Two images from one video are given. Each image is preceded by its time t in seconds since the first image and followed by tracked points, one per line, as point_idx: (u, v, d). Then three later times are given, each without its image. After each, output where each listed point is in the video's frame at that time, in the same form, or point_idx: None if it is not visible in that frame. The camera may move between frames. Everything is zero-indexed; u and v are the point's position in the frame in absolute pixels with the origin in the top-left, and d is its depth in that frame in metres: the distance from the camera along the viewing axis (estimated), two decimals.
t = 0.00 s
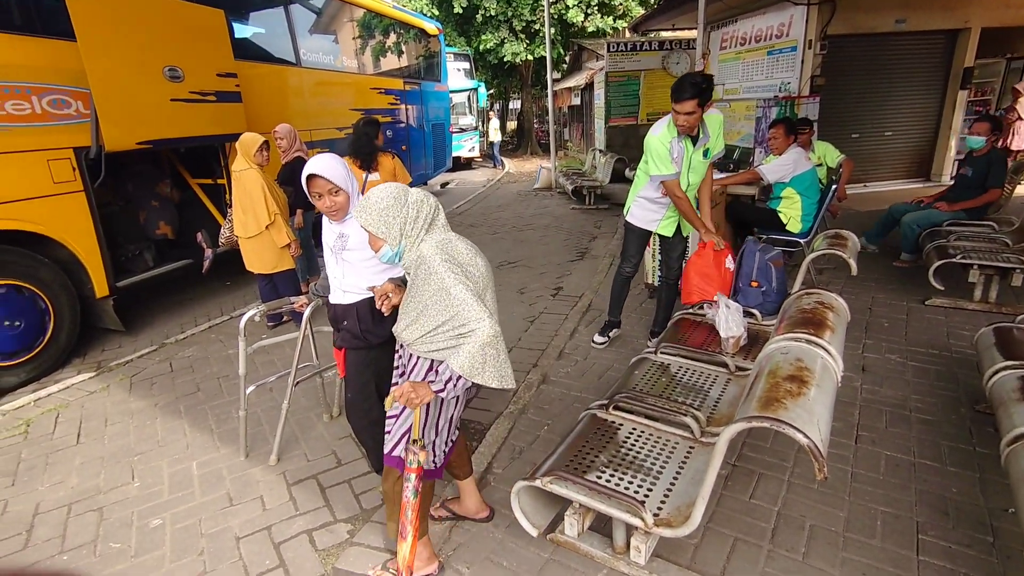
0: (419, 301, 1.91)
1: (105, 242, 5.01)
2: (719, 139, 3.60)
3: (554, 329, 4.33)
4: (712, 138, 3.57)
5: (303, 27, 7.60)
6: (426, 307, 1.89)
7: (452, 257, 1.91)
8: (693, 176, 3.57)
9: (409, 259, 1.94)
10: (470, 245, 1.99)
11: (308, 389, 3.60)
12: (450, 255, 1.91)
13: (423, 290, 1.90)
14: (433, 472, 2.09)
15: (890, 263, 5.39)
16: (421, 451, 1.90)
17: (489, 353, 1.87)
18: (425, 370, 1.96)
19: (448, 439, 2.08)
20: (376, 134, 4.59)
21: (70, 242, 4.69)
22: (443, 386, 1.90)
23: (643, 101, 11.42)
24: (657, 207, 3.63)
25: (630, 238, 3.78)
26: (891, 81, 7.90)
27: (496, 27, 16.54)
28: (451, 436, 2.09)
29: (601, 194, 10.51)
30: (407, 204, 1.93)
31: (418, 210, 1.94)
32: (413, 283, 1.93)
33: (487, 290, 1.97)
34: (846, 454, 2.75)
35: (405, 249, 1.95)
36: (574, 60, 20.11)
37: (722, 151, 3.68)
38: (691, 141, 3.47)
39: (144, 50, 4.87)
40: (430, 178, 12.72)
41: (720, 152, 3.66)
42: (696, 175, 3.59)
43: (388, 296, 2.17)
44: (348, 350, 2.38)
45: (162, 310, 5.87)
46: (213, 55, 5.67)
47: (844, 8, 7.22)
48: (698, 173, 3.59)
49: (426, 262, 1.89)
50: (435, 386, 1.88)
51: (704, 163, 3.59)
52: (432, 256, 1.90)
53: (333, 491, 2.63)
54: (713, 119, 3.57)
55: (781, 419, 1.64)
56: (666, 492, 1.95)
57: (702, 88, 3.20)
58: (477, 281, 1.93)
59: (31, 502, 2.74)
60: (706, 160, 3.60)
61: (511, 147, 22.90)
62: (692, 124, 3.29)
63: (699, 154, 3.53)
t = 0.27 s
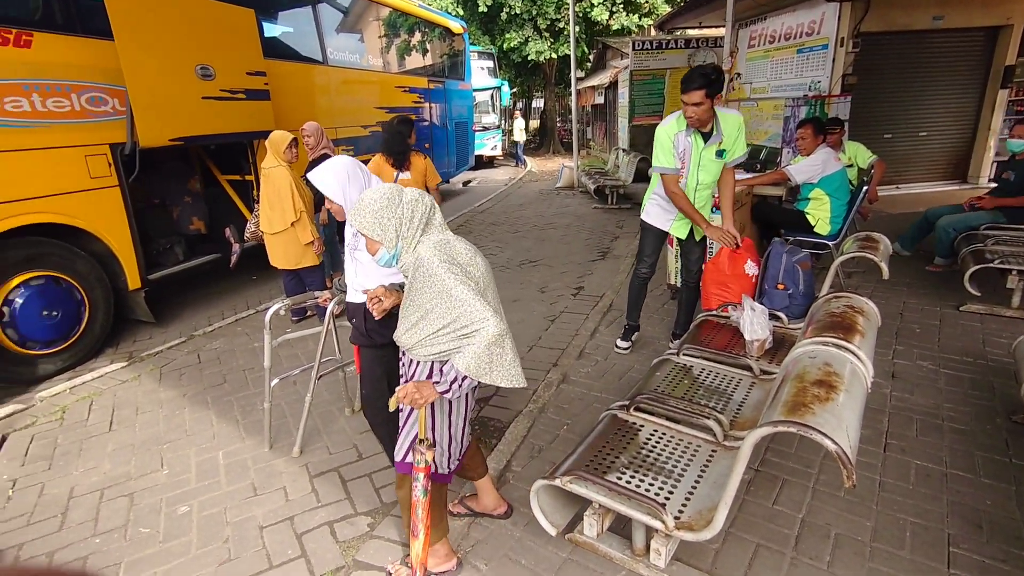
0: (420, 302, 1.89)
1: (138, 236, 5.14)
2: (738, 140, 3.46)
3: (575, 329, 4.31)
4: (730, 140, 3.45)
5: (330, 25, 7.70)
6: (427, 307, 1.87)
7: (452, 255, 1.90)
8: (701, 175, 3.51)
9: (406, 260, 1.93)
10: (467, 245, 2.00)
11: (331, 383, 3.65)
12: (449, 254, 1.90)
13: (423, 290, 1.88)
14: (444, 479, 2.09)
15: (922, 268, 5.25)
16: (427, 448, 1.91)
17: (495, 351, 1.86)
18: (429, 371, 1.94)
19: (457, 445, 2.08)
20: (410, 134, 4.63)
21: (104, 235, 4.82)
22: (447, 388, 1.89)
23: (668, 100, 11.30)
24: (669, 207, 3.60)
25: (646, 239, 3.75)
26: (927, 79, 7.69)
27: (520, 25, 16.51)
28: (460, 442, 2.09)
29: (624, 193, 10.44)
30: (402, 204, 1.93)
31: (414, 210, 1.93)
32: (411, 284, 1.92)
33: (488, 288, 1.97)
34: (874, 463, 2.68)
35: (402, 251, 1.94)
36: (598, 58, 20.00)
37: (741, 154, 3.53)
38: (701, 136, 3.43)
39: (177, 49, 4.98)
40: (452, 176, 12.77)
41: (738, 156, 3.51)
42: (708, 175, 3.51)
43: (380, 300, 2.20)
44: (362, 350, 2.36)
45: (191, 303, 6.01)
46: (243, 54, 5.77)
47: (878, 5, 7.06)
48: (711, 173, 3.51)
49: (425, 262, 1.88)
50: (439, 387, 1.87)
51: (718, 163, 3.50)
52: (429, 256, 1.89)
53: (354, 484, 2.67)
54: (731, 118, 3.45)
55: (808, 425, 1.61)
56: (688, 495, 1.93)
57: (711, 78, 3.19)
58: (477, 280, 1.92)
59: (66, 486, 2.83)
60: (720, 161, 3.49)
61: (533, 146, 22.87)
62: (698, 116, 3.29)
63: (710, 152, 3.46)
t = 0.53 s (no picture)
0: (421, 306, 1.86)
1: (177, 229, 5.30)
2: (745, 137, 3.37)
3: (602, 329, 4.28)
4: (738, 136, 3.37)
5: (364, 25, 7.81)
6: (428, 311, 1.85)
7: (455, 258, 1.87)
8: (702, 170, 3.43)
9: (410, 263, 1.91)
10: (473, 246, 1.96)
11: (359, 377, 3.71)
12: (453, 256, 1.87)
13: (423, 294, 1.85)
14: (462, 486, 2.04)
15: (966, 274, 5.06)
16: (419, 433, 1.89)
17: (497, 357, 1.83)
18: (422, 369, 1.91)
19: (471, 448, 2.03)
20: (441, 131, 4.66)
21: (146, 229, 4.99)
22: (436, 382, 1.86)
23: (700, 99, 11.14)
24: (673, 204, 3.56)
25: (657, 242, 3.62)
26: (974, 78, 7.42)
27: (551, 24, 16.45)
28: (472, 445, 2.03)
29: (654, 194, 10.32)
30: (405, 205, 1.91)
31: (417, 211, 1.91)
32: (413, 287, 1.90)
33: (492, 291, 1.93)
34: (912, 475, 2.60)
35: (406, 252, 1.92)
36: (629, 57, 19.83)
37: (750, 152, 3.43)
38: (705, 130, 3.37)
39: (217, 48, 5.12)
40: (481, 174, 12.82)
41: (747, 153, 3.42)
42: (711, 170, 3.42)
43: (385, 297, 2.14)
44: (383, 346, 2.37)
45: (226, 296, 6.17)
46: (280, 53, 5.90)
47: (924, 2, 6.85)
48: (714, 168, 3.42)
49: (427, 265, 1.85)
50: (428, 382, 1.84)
51: (722, 159, 3.40)
52: (433, 259, 1.86)
53: (381, 477, 2.70)
54: (737, 112, 3.36)
55: (846, 434, 1.56)
56: (716, 500, 1.90)
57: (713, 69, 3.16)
58: (481, 283, 1.89)
59: (108, 468, 2.94)
60: (726, 157, 3.40)
61: (561, 145, 22.78)
62: (696, 106, 3.24)
63: (713, 146, 3.38)
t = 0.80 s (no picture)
0: (427, 311, 1.89)
1: (221, 223, 5.47)
2: (741, 133, 3.27)
3: (635, 330, 4.24)
4: (735, 132, 3.26)
5: (401, 24, 7.91)
6: (433, 318, 1.87)
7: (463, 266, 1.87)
8: (693, 166, 3.33)
9: (421, 267, 1.93)
10: (485, 252, 1.95)
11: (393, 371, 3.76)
12: (461, 265, 1.87)
13: (431, 299, 1.88)
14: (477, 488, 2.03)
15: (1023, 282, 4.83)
16: (393, 419, 1.99)
17: (493, 369, 1.83)
18: (422, 364, 1.96)
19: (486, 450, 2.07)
20: (474, 126, 4.68)
21: (193, 222, 5.17)
22: (419, 380, 1.94)
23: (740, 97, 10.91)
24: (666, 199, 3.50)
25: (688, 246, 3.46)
26: None
27: (587, 21, 16.33)
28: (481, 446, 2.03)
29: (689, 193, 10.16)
30: (417, 209, 1.91)
31: (428, 216, 1.91)
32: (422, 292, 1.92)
33: (500, 299, 1.93)
34: (962, 491, 2.50)
35: (417, 256, 1.93)
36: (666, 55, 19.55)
37: (746, 150, 3.33)
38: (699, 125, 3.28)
39: (261, 48, 5.26)
40: (514, 172, 12.84)
41: (745, 151, 3.31)
42: (704, 165, 3.32)
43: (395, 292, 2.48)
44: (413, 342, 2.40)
45: (267, 288, 6.34)
46: (322, 52, 6.03)
47: None
48: (707, 164, 3.31)
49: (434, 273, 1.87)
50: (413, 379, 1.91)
51: (716, 155, 3.29)
52: (441, 266, 1.87)
53: (413, 470, 2.73)
54: (735, 108, 3.26)
55: (896, 444, 1.52)
56: (754, 508, 1.86)
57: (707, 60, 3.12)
58: (487, 292, 1.89)
59: (155, 451, 3.06)
60: (721, 154, 3.29)
61: (595, 143, 22.62)
62: (688, 97, 3.15)
63: (706, 142, 3.27)
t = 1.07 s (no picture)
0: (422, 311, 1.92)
1: (267, 218, 5.64)
2: (746, 133, 3.11)
3: (673, 332, 4.18)
4: (738, 132, 3.11)
5: (442, 23, 7.99)
6: (421, 317, 1.91)
7: (456, 272, 1.85)
8: (693, 163, 3.26)
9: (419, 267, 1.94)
10: (482, 257, 1.91)
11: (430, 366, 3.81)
12: (454, 271, 1.85)
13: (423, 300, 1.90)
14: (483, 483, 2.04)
15: None
16: (363, 418, 2.00)
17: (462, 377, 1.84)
18: (397, 365, 1.97)
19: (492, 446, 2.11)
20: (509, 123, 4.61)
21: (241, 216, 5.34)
22: (390, 383, 1.92)
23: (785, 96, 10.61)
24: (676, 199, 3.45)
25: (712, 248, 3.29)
26: None
27: (628, 19, 16.14)
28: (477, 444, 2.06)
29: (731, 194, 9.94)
30: (417, 211, 1.91)
31: (429, 219, 1.90)
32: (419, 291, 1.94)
33: (492, 307, 1.90)
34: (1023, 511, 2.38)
35: (417, 256, 1.95)
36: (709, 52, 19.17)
37: (754, 152, 3.14)
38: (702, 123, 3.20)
39: (308, 47, 5.40)
40: (550, 171, 12.81)
41: (751, 152, 3.13)
42: (706, 165, 3.21)
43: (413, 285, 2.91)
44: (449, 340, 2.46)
45: (309, 282, 6.50)
46: (366, 51, 6.14)
47: None
48: (709, 164, 3.20)
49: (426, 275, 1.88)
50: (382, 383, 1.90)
51: (719, 155, 3.16)
52: (432, 268, 1.86)
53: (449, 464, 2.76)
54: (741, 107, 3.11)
55: (959, 458, 1.46)
56: (799, 518, 1.81)
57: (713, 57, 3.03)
58: (477, 300, 1.86)
59: (204, 435, 3.19)
60: (724, 154, 3.15)
61: (633, 142, 22.36)
62: (687, 93, 3.10)
63: (707, 139, 3.18)
